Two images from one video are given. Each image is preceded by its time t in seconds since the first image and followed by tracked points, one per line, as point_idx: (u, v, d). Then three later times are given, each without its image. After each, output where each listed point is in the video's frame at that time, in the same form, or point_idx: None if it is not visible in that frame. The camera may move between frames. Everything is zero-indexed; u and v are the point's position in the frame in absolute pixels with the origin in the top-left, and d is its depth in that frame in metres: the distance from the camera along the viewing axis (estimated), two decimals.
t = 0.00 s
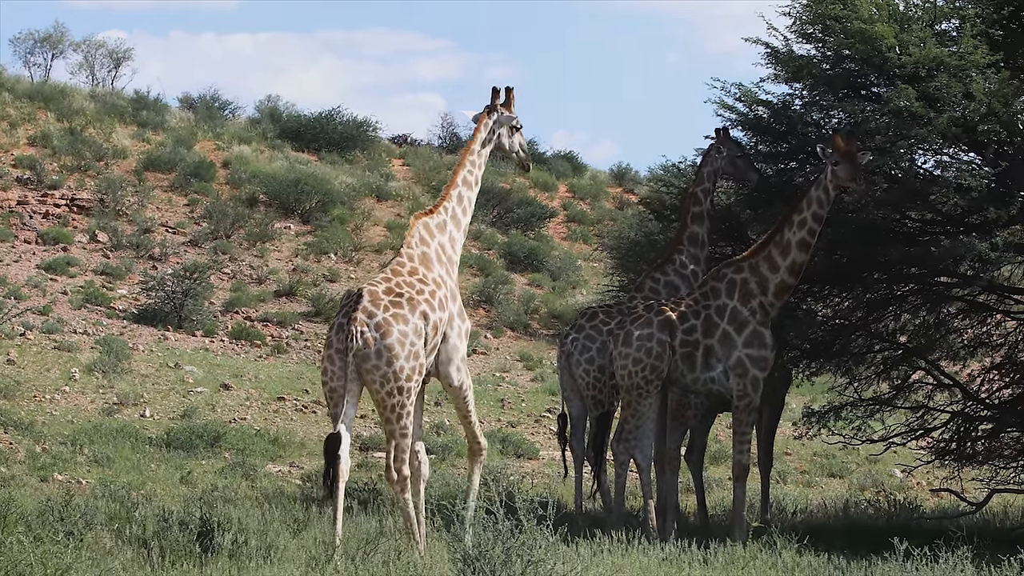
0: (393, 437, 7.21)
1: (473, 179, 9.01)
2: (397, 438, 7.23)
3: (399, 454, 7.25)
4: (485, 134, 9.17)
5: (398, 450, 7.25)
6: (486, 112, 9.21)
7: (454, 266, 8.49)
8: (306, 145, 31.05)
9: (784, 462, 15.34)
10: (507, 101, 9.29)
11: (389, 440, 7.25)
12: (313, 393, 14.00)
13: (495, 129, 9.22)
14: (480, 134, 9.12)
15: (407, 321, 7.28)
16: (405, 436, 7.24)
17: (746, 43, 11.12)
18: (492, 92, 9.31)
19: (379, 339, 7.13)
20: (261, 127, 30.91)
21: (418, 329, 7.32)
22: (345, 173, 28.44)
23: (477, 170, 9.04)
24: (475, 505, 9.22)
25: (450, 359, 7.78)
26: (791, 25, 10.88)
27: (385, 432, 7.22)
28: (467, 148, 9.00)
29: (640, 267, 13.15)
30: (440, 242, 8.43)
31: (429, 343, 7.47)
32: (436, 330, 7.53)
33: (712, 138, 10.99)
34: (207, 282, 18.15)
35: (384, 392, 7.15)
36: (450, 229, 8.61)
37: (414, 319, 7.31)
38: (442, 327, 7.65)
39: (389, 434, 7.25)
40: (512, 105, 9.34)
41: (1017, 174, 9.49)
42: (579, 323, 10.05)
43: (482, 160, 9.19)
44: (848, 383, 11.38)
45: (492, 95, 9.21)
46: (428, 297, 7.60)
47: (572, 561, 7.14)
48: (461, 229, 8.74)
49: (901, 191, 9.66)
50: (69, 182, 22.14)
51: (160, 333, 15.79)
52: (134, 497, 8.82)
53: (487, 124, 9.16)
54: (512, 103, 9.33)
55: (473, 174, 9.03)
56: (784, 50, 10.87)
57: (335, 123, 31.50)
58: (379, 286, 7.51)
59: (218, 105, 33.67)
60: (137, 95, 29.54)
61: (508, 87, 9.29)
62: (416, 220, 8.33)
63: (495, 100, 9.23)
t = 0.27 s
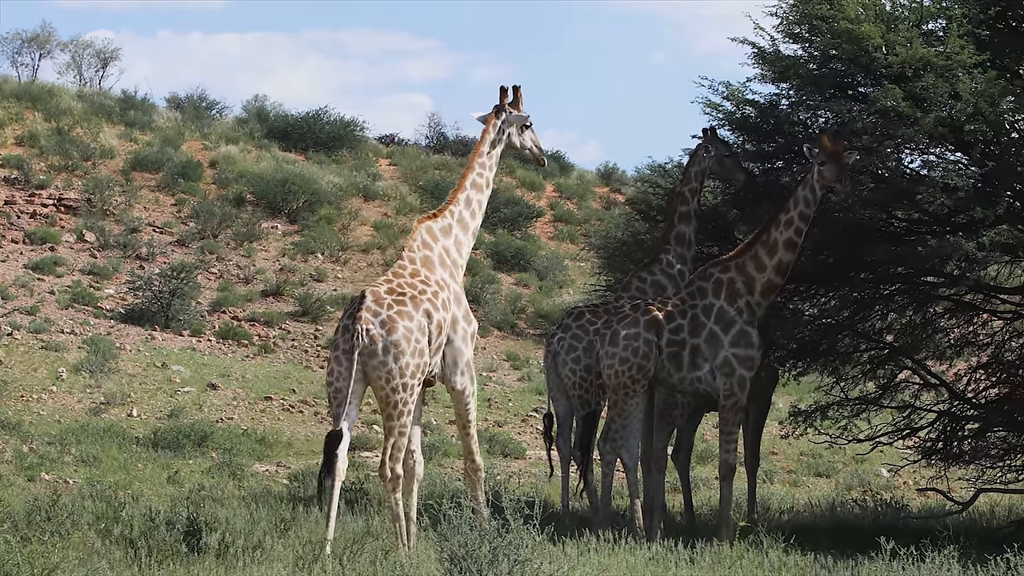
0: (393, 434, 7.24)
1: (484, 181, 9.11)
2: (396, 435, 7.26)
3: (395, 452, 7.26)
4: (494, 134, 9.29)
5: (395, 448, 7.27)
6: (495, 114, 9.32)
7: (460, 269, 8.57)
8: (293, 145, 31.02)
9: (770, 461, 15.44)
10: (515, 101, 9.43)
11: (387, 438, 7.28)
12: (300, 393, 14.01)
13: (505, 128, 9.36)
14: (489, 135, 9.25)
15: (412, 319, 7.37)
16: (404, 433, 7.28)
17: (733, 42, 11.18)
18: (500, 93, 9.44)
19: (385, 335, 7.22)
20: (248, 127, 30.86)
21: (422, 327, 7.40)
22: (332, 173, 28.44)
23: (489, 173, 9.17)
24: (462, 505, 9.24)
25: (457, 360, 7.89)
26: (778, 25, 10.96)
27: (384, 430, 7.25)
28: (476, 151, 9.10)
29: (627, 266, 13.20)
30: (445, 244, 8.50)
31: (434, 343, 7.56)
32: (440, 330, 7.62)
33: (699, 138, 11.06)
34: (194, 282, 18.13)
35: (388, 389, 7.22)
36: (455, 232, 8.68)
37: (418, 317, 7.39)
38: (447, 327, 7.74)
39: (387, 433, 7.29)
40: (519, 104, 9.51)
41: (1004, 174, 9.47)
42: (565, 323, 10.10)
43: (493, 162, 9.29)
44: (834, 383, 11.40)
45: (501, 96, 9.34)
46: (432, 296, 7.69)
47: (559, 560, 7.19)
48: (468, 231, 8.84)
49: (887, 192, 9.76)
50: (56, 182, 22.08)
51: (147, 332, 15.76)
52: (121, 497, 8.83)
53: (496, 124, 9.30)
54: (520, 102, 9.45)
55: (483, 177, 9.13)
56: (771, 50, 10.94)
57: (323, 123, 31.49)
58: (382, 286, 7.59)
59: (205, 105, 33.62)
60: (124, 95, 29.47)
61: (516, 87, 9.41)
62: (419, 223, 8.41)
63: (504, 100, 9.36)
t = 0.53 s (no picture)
0: (394, 428, 7.28)
1: (497, 183, 9.17)
2: (397, 430, 7.30)
3: (394, 446, 7.28)
4: (504, 132, 9.27)
5: (394, 442, 7.29)
6: (503, 111, 9.28)
7: (469, 271, 8.64)
8: (281, 144, 30.99)
9: (758, 461, 15.52)
10: (523, 97, 9.36)
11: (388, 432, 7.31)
12: (288, 393, 14.02)
13: (514, 125, 9.29)
14: (500, 134, 9.27)
15: (420, 315, 7.45)
16: (405, 429, 7.32)
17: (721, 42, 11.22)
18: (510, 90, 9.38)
19: (394, 330, 7.28)
20: (237, 127, 30.82)
21: (430, 325, 7.48)
22: (319, 172, 28.43)
23: (503, 174, 9.24)
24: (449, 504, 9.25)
25: (464, 358, 7.98)
26: (766, 25, 11.01)
27: (386, 423, 7.29)
28: (487, 154, 9.18)
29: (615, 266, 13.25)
30: (453, 246, 8.59)
31: (441, 341, 7.64)
32: (447, 328, 7.71)
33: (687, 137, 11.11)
34: (182, 282, 18.12)
35: (393, 383, 7.26)
36: (464, 235, 8.76)
37: (426, 314, 7.47)
38: (454, 326, 7.84)
39: (389, 428, 7.33)
40: (529, 100, 9.42)
41: (990, 174, 9.64)
42: (553, 323, 10.15)
43: (506, 163, 9.30)
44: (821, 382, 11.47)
45: (509, 92, 9.28)
46: (440, 295, 7.78)
47: (546, 559, 7.24)
48: (479, 235, 8.93)
49: (875, 191, 9.78)
50: (44, 182, 22.03)
51: (135, 332, 15.74)
52: (109, 496, 8.84)
53: (507, 122, 9.26)
54: (529, 99, 9.40)
55: (496, 179, 9.20)
56: (759, 50, 10.99)
57: (311, 123, 31.48)
58: (391, 283, 7.68)
59: (194, 104, 33.56)
60: (111, 95, 29.40)
61: (525, 84, 9.38)
62: (426, 225, 8.50)
63: (513, 97, 9.30)
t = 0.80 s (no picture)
0: (396, 426, 7.30)
1: (506, 180, 9.21)
2: (399, 428, 7.33)
3: (395, 444, 7.30)
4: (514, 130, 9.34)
5: (395, 441, 7.33)
6: (513, 111, 9.33)
7: (477, 270, 8.68)
8: (271, 144, 30.96)
9: (747, 461, 15.59)
10: (533, 96, 9.41)
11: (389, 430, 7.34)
12: (278, 393, 14.03)
13: (524, 123, 9.34)
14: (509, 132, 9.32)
15: (427, 316, 7.48)
16: (406, 428, 7.35)
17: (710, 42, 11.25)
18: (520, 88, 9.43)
19: (401, 331, 7.30)
20: (226, 126, 30.79)
21: (436, 325, 7.52)
22: (308, 172, 28.43)
23: (512, 170, 9.26)
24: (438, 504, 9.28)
25: (470, 355, 8.02)
26: (755, 24, 11.08)
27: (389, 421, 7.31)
28: (496, 151, 9.21)
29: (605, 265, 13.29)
30: (461, 246, 8.63)
31: (447, 341, 7.69)
32: (454, 329, 7.75)
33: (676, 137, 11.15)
34: (172, 282, 18.10)
35: (398, 384, 7.27)
36: (472, 234, 8.80)
37: (433, 315, 7.51)
38: (460, 326, 7.89)
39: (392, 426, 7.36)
40: (540, 99, 9.46)
41: (978, 173, 9.71)
42: (542, 323, 10.19)
43: (515, 160, 9.35)
44: (810, 382, 11.52)
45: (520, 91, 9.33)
46: (447, 295, 7.82)
47: (535, 559, 7.27)
48: (487, 234, 8.98)
49: (864, 191, 9.77)
50: (33, 182, 21.99)
51: (124, 332, 15.72)
52: (99, 496, 8.84)
53: (516, 120, 9.31)
54: (539, 97, 9.43)
55: (506, 176, 9.23)
56: (748, 50, 11.04)
57: (300, 123, 31.48)
58: (398, 285, 7.71)
59: (183, 104, 33.52)
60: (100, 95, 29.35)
61: (534, 82, 9.41)
62: (434, 226, 8.53)
63: (523, 96, 9.35)
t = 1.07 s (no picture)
0: (396, 425, 7.30)
1: (513, 181, 9.26)
2: (398, 427, 7.31)
3: (395, 443, 7.30)
4: (521, 132, 9.43)
5: (395, 440, 7.32)
6: (519, 114, 9.44)
7: (483, 269, 8.72)
8: (261, 144, 30.93)
9: (738, 461, 15.64)
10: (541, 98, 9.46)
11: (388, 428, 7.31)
12: (269, 392, 14.03)
13: (530, 125, 9.40)
14: (515, 134, 9.41)
15: (429, 319, 7.55)
16: (406, 428, 7.36)
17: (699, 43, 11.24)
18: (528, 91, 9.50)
19: (403, 334, 7.34)
20: (216, 126, 30.75)
21: (438, 327, 7.58)
22: (299, 172, 28.41)
23: (518, 171, 9.32)
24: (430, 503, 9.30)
25: (473, 353, 8.06)
26: (746, 24, 11.11)
27: (388, 419, 7.29)
28: (502, 153, 9.29)
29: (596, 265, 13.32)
30: (466, 244, 8.67)
31: (449, 342, 7.76)
32: (456, 329, 7.84)
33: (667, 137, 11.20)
34: (163, 282, 18.08)
35: (399, 385, 7.26)
36: (478, 233, 8.84)
37: (434, 317, 7.58)
38: (463, 326, 7.95)
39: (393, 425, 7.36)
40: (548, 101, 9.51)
41: (970, 173, 9.83)
42: (532, 323, 10.22)
43: (522, 160, 9.42)
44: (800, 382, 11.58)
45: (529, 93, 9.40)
46: (449, 296, 7.89)
47: (526, 560, 7.29)
48: (494, 233, 9.02)
49: (854, 191, 9.83)
50: (24, 181, 21.94)
51: (115, 332, 15.71)
52: (89, 496, 8.84)
53: (523, 123, 9.41)
54: (546, 98, 9.47)
55: (512, 176, 9.29)
56: (739, 49, 11.07)
57: (290, 123, 31.46)
58: (401, 287, 7.78)
59: (174, 104, 33.47)
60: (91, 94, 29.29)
61: (542, 83, 9.47)
62: (439, 226, 8.59)
63: (532, 98, 9.41)
